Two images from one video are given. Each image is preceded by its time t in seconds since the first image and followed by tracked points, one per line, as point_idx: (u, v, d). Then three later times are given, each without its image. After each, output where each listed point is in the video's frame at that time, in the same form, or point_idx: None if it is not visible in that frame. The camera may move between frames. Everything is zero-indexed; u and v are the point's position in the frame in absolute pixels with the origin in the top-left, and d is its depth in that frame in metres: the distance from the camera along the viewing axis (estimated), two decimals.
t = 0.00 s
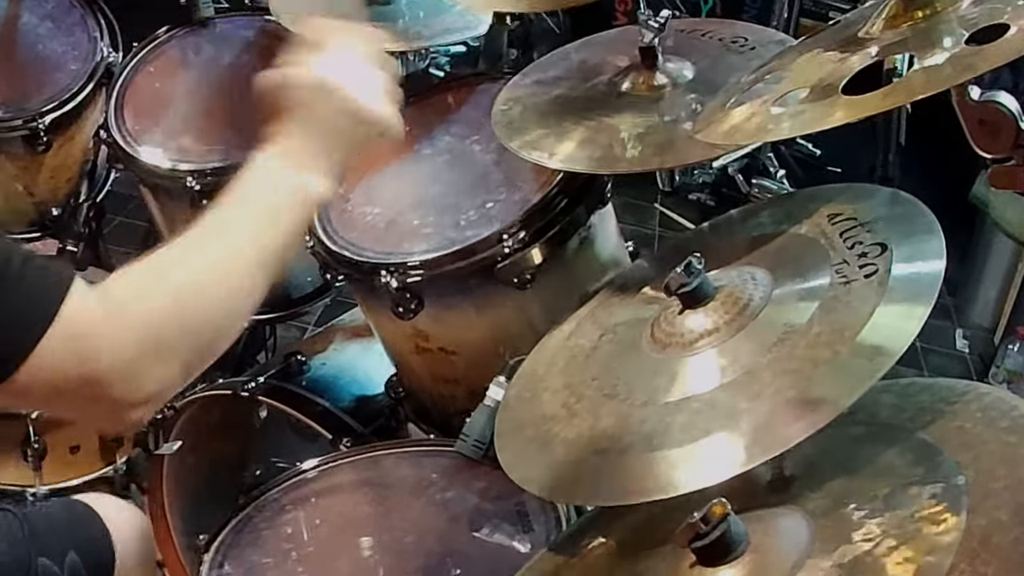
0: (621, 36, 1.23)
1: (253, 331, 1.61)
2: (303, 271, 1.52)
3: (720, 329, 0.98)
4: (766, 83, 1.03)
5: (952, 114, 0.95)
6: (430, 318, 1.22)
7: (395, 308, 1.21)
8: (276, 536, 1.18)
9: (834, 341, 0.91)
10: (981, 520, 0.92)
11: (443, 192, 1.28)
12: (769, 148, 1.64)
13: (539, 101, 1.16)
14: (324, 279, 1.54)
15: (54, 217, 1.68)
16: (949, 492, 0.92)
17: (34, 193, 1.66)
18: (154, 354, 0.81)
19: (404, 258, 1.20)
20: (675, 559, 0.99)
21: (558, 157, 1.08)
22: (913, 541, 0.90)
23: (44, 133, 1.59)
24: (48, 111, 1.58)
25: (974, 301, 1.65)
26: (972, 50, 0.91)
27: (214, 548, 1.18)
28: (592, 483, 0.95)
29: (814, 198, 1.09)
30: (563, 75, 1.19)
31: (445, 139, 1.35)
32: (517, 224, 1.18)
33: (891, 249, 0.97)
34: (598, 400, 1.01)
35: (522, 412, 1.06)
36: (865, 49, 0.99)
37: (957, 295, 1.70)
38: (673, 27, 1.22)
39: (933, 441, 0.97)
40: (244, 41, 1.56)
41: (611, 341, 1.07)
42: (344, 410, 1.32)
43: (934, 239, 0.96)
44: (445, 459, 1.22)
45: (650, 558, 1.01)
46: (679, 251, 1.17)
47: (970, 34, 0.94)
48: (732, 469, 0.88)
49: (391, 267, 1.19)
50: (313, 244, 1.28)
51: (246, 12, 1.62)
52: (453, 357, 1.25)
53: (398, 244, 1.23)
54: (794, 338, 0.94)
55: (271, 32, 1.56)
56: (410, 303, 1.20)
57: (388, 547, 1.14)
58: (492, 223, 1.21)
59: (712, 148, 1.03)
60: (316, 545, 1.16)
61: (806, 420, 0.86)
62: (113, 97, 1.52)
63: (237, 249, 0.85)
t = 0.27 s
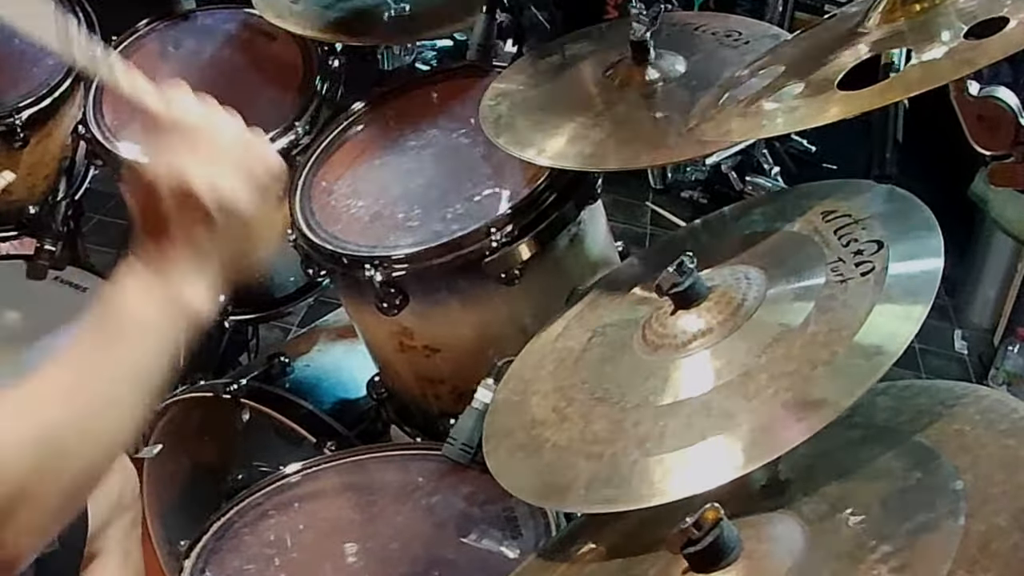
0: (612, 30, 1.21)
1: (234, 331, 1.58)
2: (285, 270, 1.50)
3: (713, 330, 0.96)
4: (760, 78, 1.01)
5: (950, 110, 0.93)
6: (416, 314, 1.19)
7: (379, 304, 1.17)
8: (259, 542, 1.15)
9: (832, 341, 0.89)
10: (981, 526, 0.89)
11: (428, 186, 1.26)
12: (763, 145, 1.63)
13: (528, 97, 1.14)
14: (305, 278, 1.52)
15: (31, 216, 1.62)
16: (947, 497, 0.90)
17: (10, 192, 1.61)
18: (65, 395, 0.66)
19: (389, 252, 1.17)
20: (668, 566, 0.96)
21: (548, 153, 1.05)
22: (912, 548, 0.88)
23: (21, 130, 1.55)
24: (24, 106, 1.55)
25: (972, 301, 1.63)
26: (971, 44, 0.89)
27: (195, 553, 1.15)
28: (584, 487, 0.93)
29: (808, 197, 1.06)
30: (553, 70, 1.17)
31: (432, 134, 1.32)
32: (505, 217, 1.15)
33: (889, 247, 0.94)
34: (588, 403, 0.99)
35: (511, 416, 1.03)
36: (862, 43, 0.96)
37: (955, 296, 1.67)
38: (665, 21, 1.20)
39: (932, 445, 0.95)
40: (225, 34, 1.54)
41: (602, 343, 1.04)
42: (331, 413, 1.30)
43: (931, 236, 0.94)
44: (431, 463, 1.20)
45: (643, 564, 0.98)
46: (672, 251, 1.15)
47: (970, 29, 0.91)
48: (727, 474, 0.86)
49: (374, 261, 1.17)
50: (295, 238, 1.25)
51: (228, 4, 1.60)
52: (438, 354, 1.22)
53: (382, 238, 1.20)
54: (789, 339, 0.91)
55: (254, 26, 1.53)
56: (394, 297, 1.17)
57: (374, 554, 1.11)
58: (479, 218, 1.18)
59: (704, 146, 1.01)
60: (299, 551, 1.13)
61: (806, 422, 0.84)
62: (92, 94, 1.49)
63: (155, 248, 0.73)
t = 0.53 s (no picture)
0: (602, 25, 1.18)
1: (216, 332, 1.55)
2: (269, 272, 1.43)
3: (706, 332, 0.94)
4: (754, 74, 0.99)
5: (949, 106, 0.91)
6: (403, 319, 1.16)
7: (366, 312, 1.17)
8: (241, 549, 1.12)
9: (830, 351, 0.86)
10: (980, 532, 0.87)
11: (415, 189, 1.24)
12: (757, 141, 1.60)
13: (517, 93, 1.11)
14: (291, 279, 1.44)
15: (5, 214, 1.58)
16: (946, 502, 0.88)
17: None
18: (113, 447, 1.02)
19: (377, 258, 1.17)
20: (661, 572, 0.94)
21: (538, 152, 1.03)
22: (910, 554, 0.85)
23: None
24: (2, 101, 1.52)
25: (972, 302, 1.60)
26: (970, 39, 0.87)
27: (176, 560, 1.12)
28: (572, 494, 0.90)
29: (802, 192, 1.04)
30: (542, 65, 1.14)
31: (418, 133, 1.31)
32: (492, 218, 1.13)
33: (888, 252, 0.92)
34: (578, 406, 0.96)
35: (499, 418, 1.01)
36: (858, 37, 0.94)
37: (955, 297, 1.64)
38: (657, 15, 1.18)
39: (930, 448, 0.93)
40: (208, 28, 1.51)
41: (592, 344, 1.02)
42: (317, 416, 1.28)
43: (930, 242, 0.92)
44: (418, 467, 1.17)
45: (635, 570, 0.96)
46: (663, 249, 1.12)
47: (969, 23, 0.89)
48: (718, 487, 0.84)
49: (362, 268, 1.16)
50: (280, 243, 1.23)
51: None
52: (428, 360, 1.19)
53: (369, 244, 1.19)
54: (785, 346, 0.89)
55: (236, 20, 1.50)
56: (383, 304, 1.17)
57: (358, 560, 1.09)
58: (467, 223, 1.18)
59: (697, 143, 0.99)
60: (282, 557, 1.11)
61: (799, 437, 0.83)
62: (70, 88, 1.46)
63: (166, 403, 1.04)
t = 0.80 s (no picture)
0: (593, 19, 1.16)
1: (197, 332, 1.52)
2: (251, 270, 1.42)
3: (699, 332, 0.91)
4: (748, 69, 0.97)
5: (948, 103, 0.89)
6: (387, 318, 1.15)
7: (350, 308, 1.14)
8: (224, 555, 1.10)
9: (824, 345, 0.84)
10: (978, 538, 0.85)
11: (402, 185, 1.21)
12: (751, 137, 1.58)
13: (506, 89, 1.09)
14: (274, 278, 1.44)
15: None
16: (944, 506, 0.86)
17: None
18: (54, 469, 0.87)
19: (360, 253, 1.13)
20: None
21: (527, 147, 1.01)
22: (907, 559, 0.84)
23: None
24: None
25: (970, 303, 1.58)
26: (969, 32, 0.85)
27: (156, 567, 1.09)
28: (562, 498, 0.88)
29: (795, 191, 1.02)
30: (531, 60, 1.12)
31: (404, 127, 1.28)
32: (480, 216, 1.11)
33: (883, 246, 0.90)
34: (568, 409, 0.94)
35: (488, 421, 0.98)
36: (854, 31, 0.92)
37: (953, 296, 1.63)
38: (648, 9, 1.16)
39: (927, 451, 0.91)
40: (189, 22, 1.48)
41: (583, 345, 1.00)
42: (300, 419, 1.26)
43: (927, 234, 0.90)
44: (404, 471, 1.15)
45: None
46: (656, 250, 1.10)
47: (968, 17, 0.87)
48: (716, 487, 0.81)
49: (345, 263, 1.13)
50: (263, 239, 1.20)
51: None
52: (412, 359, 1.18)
53: (353, 239, 1.16)
54: (780, 344, 0.87)
55: (218, 13, 1.48)
56: (366, 300, 1.13)
57: (343, 566, 1.06)
58: (455, 217, 1.14)
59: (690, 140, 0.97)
60: (266, 563, 1.08)
61: (800, 430, 0.80)
62: (48, 84, 1.43)
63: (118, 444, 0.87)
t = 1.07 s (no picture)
0: (584, 13, 1.14)
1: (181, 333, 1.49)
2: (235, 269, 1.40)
3: (692, 333, 0.89)
4: (742, 64, 0.95)
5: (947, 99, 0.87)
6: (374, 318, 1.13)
7: (335, 306, 1.12)
8: (207, 560, 1.07)
9: (819, 347, 0.82)
10: (978, 543, 0.83)
11: (389, 180, 1.19)
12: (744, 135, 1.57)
13: (495, 84, 1.07)
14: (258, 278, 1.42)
15: None
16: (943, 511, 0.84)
17: None
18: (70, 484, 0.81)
19: (345, 252, 1.12)
20: None
21: (515, 144, 0.99)
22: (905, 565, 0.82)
23: None
24: None
25: (969, 302, 1.57)
26: (968, 26, 0.83)
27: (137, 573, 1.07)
28: (553, 503, 0.86)
29: (790, 190, 1.00)
30: (521, 55, 1.10)
31: (391, 123, 1.26)
32: (468, 213, 1.09)
33: (880, 246, 0.88)
34: (558, 411, 0.92)
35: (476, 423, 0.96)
36: (851, 25, 0.90)
37: (951, 296, 1.61)
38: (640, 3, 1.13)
39: (926, 455, 0.89)
40: (171, 17, 1.45)
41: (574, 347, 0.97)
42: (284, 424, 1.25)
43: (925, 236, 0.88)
44: (391, 475, 1.12)
45: None
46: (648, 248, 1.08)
47: (966, 11, 0.85)
48: (706, 488, 0.79)
49: (330, 261, 1.11)
50: (247, 237, 1.18)
51: None
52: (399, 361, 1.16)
53: (338, 237, 1.15)
54: (776, 345, 0.85)
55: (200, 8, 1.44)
56: (351, 298, 1.11)
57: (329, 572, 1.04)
58: (441, 215, 1.12)
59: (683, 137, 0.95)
60: (250, 569, 1.06)
61: (790, 433, 0.78)
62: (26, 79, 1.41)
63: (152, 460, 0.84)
